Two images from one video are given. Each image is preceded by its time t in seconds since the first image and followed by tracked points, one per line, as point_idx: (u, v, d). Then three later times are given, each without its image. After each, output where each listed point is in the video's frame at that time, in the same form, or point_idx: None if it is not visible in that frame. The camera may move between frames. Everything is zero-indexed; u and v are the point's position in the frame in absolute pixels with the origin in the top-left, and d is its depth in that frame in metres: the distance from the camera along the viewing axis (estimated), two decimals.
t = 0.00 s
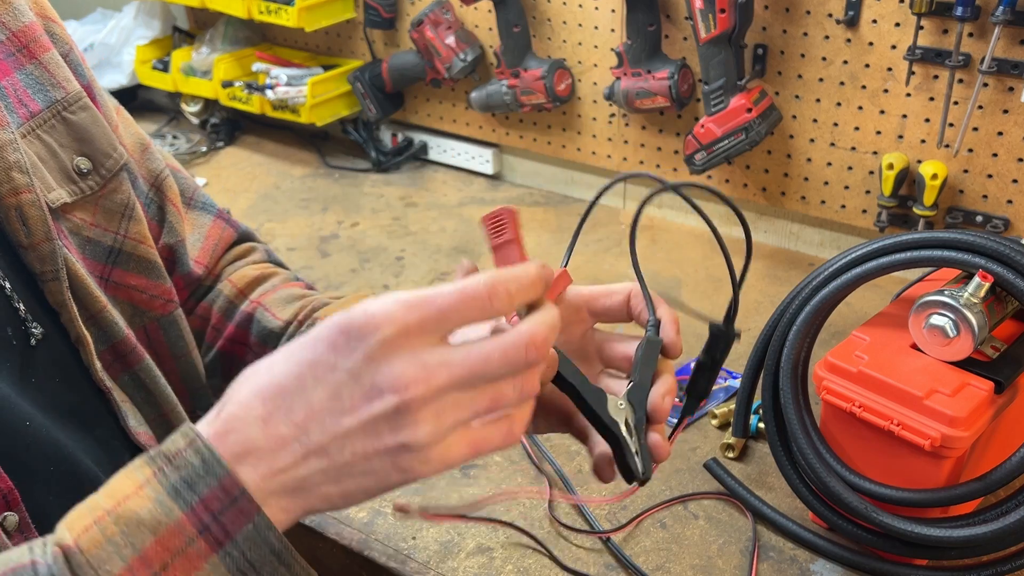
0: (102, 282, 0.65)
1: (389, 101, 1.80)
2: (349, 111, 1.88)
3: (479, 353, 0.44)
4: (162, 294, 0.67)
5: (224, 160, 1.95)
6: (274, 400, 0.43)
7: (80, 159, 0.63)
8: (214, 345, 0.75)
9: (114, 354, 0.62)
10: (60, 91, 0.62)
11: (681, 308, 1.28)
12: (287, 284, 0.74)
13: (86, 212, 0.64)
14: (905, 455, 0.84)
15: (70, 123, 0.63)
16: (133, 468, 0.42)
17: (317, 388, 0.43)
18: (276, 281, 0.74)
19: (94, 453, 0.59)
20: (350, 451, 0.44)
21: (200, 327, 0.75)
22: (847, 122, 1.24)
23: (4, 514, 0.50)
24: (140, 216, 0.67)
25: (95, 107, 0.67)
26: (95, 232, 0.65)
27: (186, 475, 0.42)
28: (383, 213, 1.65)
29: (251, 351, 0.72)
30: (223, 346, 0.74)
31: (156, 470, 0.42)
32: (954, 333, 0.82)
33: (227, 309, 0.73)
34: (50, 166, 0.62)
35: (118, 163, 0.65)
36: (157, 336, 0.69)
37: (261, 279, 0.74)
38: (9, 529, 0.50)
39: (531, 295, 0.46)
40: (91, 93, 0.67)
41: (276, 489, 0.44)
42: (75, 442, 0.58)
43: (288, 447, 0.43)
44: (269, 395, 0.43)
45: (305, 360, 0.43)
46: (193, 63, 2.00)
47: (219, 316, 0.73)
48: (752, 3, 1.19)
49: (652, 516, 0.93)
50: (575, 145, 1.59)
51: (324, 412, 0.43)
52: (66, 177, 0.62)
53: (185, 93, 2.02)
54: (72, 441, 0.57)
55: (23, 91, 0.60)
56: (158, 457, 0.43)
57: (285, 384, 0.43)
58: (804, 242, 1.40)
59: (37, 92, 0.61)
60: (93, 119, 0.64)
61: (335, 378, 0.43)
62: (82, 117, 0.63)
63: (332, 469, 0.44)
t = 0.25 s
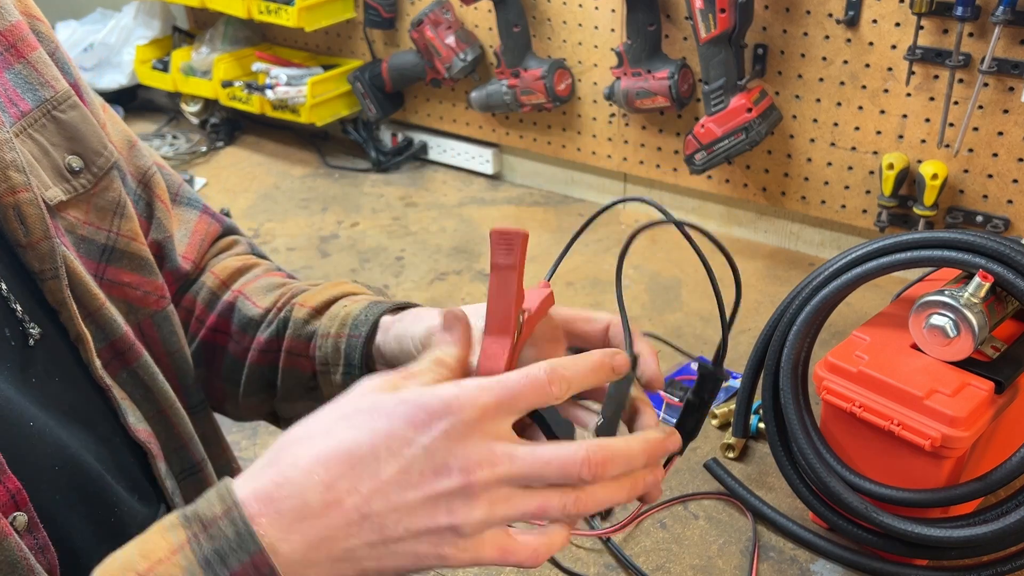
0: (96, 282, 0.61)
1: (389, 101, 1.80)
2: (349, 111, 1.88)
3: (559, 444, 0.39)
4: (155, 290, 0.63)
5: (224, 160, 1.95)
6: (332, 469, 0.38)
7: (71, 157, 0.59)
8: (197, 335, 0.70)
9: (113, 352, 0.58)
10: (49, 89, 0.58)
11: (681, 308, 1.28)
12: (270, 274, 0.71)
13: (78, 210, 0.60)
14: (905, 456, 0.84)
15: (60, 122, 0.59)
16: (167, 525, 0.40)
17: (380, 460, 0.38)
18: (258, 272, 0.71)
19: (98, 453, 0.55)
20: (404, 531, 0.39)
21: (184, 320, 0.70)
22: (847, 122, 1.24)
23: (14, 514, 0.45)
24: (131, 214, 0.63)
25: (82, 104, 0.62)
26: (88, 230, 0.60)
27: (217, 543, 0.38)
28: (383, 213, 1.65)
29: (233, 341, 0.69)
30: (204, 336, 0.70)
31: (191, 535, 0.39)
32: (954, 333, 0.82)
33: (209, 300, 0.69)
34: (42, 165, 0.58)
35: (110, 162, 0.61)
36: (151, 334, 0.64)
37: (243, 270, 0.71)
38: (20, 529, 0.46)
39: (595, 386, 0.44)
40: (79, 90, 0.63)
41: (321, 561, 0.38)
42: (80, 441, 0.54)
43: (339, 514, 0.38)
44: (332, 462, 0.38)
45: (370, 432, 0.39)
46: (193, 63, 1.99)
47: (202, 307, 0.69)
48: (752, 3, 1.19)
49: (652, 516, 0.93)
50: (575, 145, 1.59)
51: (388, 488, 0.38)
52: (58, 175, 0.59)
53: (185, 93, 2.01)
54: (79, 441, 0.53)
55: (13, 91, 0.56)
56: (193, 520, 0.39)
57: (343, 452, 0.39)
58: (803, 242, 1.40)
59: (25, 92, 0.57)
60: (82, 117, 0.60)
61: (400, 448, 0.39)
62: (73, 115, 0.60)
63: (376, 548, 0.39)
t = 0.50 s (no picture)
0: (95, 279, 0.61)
1: (389, 101, 1.80)
2: (349, 111, 1.88)
3: (578, 509, 0.44)
4: (152, 285, 0.63)
5: (224, 161, 1.95)
6: (358, 531, 0.41)
7: (65, 155, 0.59)
8: (196, 321, 0.71)
9: (110, 351, 0.58)
10: (41, 87, 0.58)
11: (681, 308, 1.28)
12: (265, 257, 0.72)
13: (75, 208, 0.60)
14: (905, 456, 0.84)
15: (54, 119, 0.59)
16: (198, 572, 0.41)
17: (408, 528, 0.41)
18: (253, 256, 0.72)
19: (98, 452, 0.55)
20: None
21: (182, 309, 0.71)
22: (847, 122, 1.25)
23: (15, 520, 0.45)
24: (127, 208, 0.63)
25: (75, 99, 0.62)
26: (84, 228, 0.60)
27: None
28: (383, 213, 1.65)
29: (231, 324, 0.70)
30: (202, 322, 0.70)
31: None
32: (954, 333, 0.82)
33: (207, 286, 0.70)
34: (37, 164, 0.57)
35: (105, 157, 0.61)
36: (150, 329, 0.64)
37: (238, 255, 0.72)
38: (20, 536, 0.45)
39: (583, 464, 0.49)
40: (71, 85, 0.63)
41: None
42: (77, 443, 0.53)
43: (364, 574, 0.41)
44: (357, 524, 0.41)
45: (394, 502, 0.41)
46: (193, 63, 2.00)
47: (200, 294, 0.70)
48: (752, 3, 1.19)
49: (652, 516, 0.93)
50: (575, 145, 1.59)
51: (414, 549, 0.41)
52: (54, 173, 0.58)
53: (185, 93, 2.02)
54: (76, 442, 0.53)
55: (3, 88, 0.56)
56: (222, 568, 0.41)
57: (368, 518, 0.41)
58: (803, 242, 1.40)
59: (17, 89, 0.56)
60: (76, 114, 0.60)
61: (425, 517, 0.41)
62: (66, 112, 0.59)
63: None
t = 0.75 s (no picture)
0: (92, 276, 0.59)
1: (389, 101, 1.80)
2: (349, 111, 1.88)
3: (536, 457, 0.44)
4: (150, 281, 0.62)
5: (225, 161, 1.96)
6: (328, 486, 0.42)
7: (61, 150, 0.57)
8: (191, 314, 0.70)
9: (106, 351, 0.57)
10: (35, 81, 0.56)
11: (680, 308, 1.28)
12: (265, 252, 0.71)
13: (71, 204, 0.58)
14: (905, 456, 0.84)
15: (48, 114, 0.57)
16: (191, 554, 0.39)
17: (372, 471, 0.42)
18: (253, 250, 0.71)
19: (97, 454, 0.53)
20: (389, 536, 0.40)
21: (179, 300, 0.70)
22: (847, 123, 1.25)
23: (11, 532, 0.44)
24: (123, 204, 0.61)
25: (72, 93, 0.60)
26: (81, 224, 0.59)
27: None
28: (383, 213, 1.65)
29: (227, 319, 0.69)
30: (198, 315, 0.69)
31: (212, 564, 0.39)
32: (953, 333, 0.82)
33: (203, 280, 0.69)
34: (31, 161, 0.56)
35: (101, 153, 0.60)
36: (147, 325, 0.63)
37: (237, 249, 0.70)
38: (16, 548, 0.45)
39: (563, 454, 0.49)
40: (68, 77, 0.61)
41: (313, 573, 0.39)
42: (77, 447, 0.52)
43: (330, 523, 0.41)
44: (330, 480, 0.42)
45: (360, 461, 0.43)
46: (193, 64, 2.00)
47: (196, 287, 0.69)
48: (752, 3, 1.19)
49: (652, 516, 0.93)
50: (575, 145, 1.59)
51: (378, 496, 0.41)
52: (49, 170, 0.57)
53: (185, 93, 2.02)
54: (75, 445, 0.52)
55: None
56: (216, 549, 0.39)
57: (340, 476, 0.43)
58: (803, 242, 1.41)
59: (10, 84, 0.55)
60: (71, 109, 0.58)
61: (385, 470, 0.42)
62: (61, 107, 0.58)
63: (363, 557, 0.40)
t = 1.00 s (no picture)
0: (91, 275, 0.59)
1: (389, 101, 1.80)
2: (349, 111, 1.88)
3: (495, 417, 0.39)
4: (150, 279, 0.62)
5: (225, 161, 1.96)
6: (300, 515, 0.39)
7: (59, 150, 0.57)
8: (195, 309, 0.69)
9: (104, 353, 0.57)
10: (33, 80, 0.56)
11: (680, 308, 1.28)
12: (268, 247, 0.72)
13: (70, 204, 0.59)
14: (905, 456, 0.84)
15: (46, 114, 0.57)
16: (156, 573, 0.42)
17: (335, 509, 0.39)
18: (256, 245, 0.71)
19: (96, 456, 0.53)
20: None
21: (181, 297, 0.69)
22: (847, 123, 1.25)
23: (9, 538, 0.45)
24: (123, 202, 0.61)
25: (70, 91, 0.60)
26: (79, 224, 0.59)
27: None
28: (383, 213, 1.65)
29: (232, 312, 0.69)
30: (203, 310, 0.69)
31: None
32: (953, 333, 0.82)
33: (208, 274, 0.69)
34: (28, 162, 0.56)
35: (100, 152, 0.59)
36: (147, 324, 0.63)
37: (240, 244, 0.71)
38: (14, 553, 0.45)
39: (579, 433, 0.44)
40: (65, 74, 0.61)
41: None
42: (76, 449, 0.52)
43: (302, 556, 0.39)
44: (298, 508, 0.39)
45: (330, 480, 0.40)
46: (193, 64, 2.00)
47: (200, 282, 0.69)
48: (752, 3, 1.19)
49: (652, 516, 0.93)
50: (575, 145, 1.59)
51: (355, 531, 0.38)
52: (47, 170, 0.57)
53: (185, 93, 2.02)
54: (74, 448, 0.52)
55: None
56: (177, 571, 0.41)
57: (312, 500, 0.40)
58: (803, 242, 1.41)
59: (8, 83, 0.55)
60: (70, 108, 0.58)
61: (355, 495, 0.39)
62: (58, 105, 0.57)
63: None
